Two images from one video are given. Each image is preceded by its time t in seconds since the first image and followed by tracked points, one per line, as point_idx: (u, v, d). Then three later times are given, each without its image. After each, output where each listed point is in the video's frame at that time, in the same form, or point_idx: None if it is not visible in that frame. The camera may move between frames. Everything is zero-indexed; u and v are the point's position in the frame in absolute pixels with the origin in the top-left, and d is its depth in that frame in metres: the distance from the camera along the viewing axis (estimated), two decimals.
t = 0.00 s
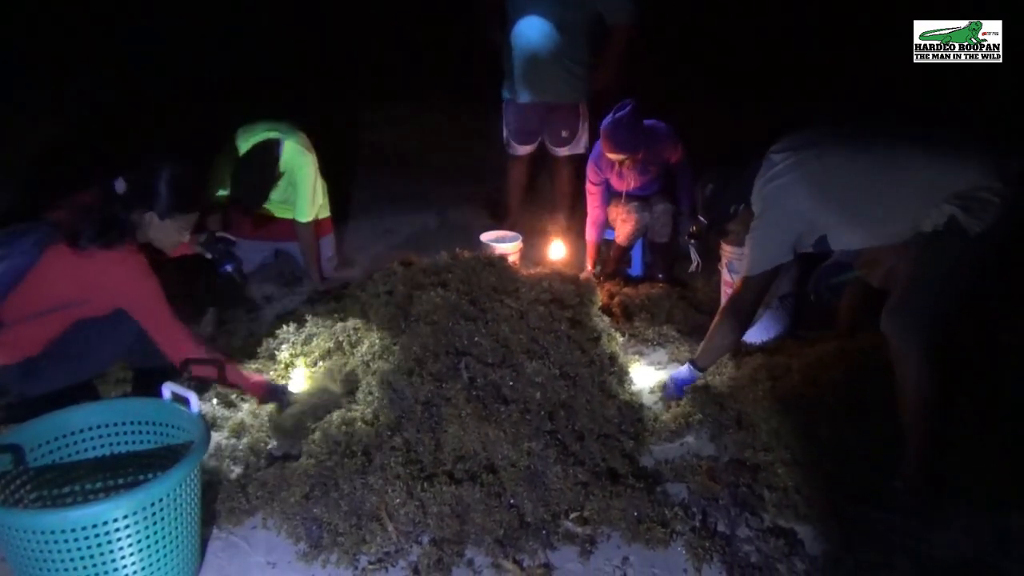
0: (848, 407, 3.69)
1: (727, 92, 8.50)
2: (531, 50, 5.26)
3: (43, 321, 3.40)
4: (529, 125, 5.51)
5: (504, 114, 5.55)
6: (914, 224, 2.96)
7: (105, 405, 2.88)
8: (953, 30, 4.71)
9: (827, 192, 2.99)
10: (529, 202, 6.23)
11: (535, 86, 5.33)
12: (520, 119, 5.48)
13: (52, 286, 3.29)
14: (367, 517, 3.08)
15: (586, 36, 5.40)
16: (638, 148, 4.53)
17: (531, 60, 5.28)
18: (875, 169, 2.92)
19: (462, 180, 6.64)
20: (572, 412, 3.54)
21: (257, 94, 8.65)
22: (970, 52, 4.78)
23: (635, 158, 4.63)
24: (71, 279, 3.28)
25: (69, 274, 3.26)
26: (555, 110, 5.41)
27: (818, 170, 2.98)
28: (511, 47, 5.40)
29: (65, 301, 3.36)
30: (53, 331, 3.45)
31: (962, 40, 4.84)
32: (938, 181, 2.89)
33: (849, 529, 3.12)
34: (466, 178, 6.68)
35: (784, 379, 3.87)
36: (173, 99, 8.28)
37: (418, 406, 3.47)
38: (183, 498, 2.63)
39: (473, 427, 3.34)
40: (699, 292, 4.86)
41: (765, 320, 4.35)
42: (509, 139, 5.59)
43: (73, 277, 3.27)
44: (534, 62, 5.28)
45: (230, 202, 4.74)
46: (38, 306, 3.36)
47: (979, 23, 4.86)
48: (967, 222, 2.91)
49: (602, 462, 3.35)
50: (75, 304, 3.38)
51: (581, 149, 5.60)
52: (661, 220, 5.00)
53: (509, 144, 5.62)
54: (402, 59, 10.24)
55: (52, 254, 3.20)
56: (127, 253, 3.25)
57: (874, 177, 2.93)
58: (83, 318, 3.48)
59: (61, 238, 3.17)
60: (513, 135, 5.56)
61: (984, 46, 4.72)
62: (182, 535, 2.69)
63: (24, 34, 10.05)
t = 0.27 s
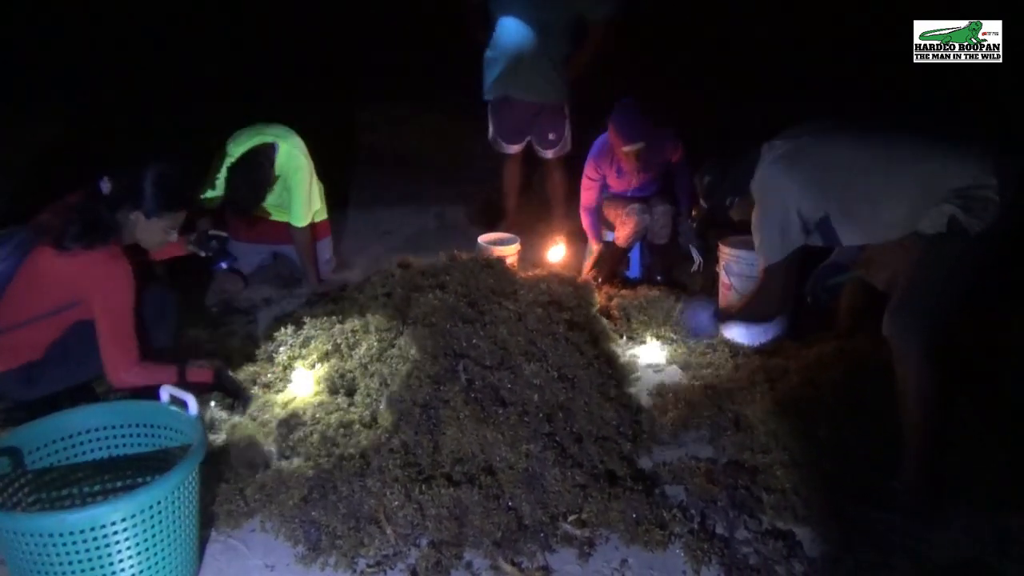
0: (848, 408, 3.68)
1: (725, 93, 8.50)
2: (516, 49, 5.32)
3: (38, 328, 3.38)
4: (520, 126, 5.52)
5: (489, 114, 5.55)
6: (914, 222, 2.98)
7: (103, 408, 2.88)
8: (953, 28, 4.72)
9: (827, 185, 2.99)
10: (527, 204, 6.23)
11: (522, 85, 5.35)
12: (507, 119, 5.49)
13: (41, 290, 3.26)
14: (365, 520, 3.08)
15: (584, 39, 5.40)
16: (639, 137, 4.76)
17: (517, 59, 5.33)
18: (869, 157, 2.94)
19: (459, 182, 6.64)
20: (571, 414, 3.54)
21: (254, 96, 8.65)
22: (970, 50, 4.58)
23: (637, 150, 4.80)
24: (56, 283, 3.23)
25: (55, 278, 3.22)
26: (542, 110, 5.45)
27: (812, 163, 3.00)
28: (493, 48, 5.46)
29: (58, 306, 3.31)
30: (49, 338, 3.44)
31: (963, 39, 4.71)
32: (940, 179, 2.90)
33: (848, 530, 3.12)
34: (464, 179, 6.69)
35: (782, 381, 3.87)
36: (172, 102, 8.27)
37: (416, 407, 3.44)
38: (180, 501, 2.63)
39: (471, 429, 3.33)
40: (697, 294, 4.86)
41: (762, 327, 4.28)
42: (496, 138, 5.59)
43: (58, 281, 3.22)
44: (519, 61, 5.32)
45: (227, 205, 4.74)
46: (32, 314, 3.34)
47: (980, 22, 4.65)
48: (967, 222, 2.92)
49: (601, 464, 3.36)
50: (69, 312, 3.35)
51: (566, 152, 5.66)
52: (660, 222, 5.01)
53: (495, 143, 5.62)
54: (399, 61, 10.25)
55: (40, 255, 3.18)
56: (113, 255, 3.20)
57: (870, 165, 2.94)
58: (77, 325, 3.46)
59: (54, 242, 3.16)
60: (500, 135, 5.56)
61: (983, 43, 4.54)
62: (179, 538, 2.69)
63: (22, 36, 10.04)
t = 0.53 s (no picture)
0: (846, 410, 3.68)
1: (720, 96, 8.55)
2: (504, 51, 5.35)
3: (38, 335, 3.40)
4: (510, 128, 5.54)
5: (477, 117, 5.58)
6: (915, 223, 2.99)
7: (101, 411, 2.87)
8: (954, 29, 5.09)
9: (832, 183, 3.04)
10: (523, 207, 6.24)
11: (508, 87, 5.38)
12: (494, 121, 5.51)
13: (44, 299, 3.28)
14: (363, 524, 3.08)
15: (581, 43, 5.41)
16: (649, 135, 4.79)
17: (505, 61, 5.36)
18: (874, 153, 2.98)
19: (456, 185, 6.65)
20: (569, 417, 3.53)
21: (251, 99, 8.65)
22: (972, 51, 5.05)
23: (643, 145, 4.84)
24: (63, 293, 3.26)
25: (60, 287, 3.24)
26: (529, 115, 5.45)
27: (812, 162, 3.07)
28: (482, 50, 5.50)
29: (59, 315, 3.35)
30: (50, 344, 3.46)
31: (961, 41, 5.08)
32: (945, 179, 2.93)
33: (845, 533, 3.13)
34: (461, 182, 6.70)
35: (779, 384, 3.88)
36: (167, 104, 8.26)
37: (414, 411, 3.45)
38: (179, 504, 2.62)
39: (469, 432, 3.32)
40: (694, 297, 4.88)
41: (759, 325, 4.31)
42: (484, 141, 5.61)
43: (64, 290, 3.25)
44: (508, 63, 5.36)
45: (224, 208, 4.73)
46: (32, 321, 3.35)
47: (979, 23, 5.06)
48: (973, 222, 2.93)
49: (599, 467, 3.36)
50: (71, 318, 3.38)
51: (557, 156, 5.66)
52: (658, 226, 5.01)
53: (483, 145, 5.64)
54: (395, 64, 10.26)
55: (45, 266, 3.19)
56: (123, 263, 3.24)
57: (875, 161, 2.98)
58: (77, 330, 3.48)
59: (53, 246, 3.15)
60: (489, 137, 5.59)
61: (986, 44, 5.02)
62: (177, 541, 2.68)
63: (18, 37, 10.01)
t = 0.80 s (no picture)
0: (842, 413, 3.69)
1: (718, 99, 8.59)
2: (497, 53, 5.34)
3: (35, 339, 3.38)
4: (504, 130, 5.54)
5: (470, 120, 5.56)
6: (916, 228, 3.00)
7: (96, 414, 2.87)
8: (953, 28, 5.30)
9: (834, 176, 3.04)
10: (521, 210, 6.25)
11: (502, 89, 5.37)
12: (487, 123, 5.50)
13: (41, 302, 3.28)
14: (359, 527, 3.07)
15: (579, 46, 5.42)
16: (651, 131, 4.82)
17: (499, 63, 5.35)
18: (871, 147, 2.99)
19: (454, 188, 6.66)
20: (566, 420, 3.53)
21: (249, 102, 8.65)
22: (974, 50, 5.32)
23: (639, 146, 4.85)
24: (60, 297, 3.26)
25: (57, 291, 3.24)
26: (522, 117, 5.46)
27: (802, 161, 3.07)
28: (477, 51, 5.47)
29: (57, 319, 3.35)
30: (46, 347, 3.45)
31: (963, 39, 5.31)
32: (949, 180, 2.91)
33: (842, 536, 3.12)
34: (458, 185, 6.70)
35: (776, 386, 3.88)
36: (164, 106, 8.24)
37: (411, 414, 3.45)
38: (175, 506, 2.62)
39: (466, 435, 3.33)
40: (691, 300, 4.88)
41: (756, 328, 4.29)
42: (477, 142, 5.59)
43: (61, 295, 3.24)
44: (501, 66, 5.35)
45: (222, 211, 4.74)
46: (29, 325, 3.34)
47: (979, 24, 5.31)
48: (971, 226, 2.93)
49: (596, 470, 3.35)
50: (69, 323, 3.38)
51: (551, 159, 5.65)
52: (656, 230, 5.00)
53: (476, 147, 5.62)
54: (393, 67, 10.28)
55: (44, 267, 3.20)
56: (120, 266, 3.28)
57: (872, 155, 2.99)
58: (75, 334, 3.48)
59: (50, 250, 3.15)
60: (481, 139, 5.57)
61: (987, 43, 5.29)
62: (173, 544, 2.68)
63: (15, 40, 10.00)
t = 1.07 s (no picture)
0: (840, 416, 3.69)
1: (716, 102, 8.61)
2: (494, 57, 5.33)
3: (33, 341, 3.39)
4: (501, 134, 5.55)
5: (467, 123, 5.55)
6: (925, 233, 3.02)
7: (92, 417, 2.86)
8: (952, 27, 5.44)
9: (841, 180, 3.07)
10: (518, 213, 6.25)
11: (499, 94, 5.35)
12: (484, 127, 5.50)
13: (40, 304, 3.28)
14: (356, 530, 3.07)
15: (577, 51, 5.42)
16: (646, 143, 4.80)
17: (496, 67, 5.33)
18: (882, 152, 3.02)
19: (451, 191, 6.66)
20: (564, 424, 3.55)
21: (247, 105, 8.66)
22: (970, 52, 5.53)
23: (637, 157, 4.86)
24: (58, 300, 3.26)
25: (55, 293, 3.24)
26: (518, 120, 5.47)
27: (810, 162, 3.08)
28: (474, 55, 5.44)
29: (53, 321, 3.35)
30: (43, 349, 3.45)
31: (963, 40, 5.51)
32: (958, 185, 2.95)
33: (840, 539, 3.12)
34: (456, 188, 6.71)
35: (774, 390, 3.89)
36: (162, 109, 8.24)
37: (408, 417, 3.45)
38: (172, 509, 2.62)
39: (464, 438, 3.33)
40: (688, 304, 4.88)
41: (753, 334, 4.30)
42: (474, 146, 5.59)
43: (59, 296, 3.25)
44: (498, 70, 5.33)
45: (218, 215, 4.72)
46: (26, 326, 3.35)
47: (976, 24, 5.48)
48: (982, 229, 2.94)
49: (592, 473, 3.37)
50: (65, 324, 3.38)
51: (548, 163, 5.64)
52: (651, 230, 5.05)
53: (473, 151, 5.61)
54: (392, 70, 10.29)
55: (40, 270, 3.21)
56: (115, 269, 3.27)
57: (884, 160, 3.02)
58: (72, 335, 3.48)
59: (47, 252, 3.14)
60: (478, 143, 5.56)
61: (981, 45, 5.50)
62: (170, 548, 2.67)
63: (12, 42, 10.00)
